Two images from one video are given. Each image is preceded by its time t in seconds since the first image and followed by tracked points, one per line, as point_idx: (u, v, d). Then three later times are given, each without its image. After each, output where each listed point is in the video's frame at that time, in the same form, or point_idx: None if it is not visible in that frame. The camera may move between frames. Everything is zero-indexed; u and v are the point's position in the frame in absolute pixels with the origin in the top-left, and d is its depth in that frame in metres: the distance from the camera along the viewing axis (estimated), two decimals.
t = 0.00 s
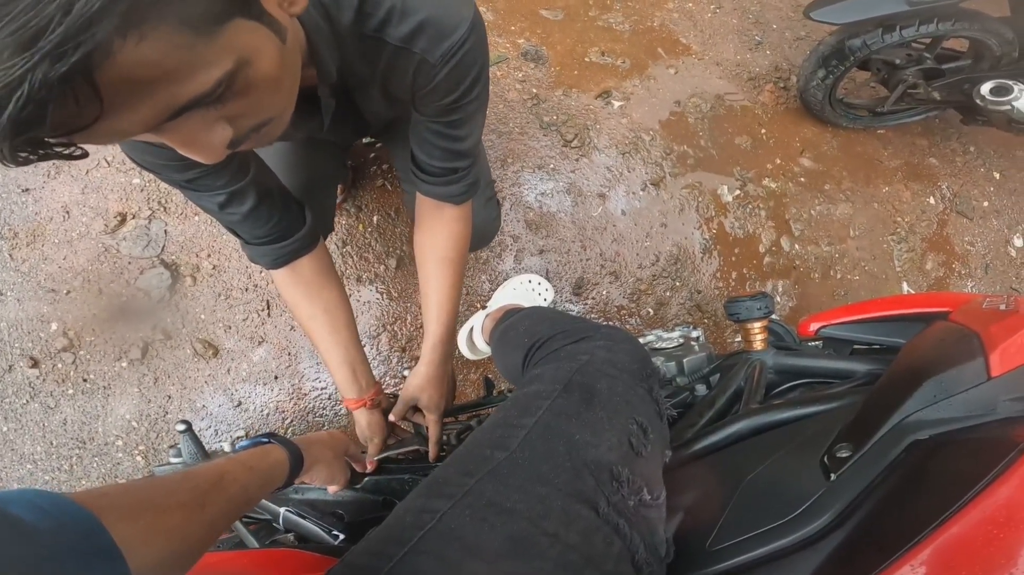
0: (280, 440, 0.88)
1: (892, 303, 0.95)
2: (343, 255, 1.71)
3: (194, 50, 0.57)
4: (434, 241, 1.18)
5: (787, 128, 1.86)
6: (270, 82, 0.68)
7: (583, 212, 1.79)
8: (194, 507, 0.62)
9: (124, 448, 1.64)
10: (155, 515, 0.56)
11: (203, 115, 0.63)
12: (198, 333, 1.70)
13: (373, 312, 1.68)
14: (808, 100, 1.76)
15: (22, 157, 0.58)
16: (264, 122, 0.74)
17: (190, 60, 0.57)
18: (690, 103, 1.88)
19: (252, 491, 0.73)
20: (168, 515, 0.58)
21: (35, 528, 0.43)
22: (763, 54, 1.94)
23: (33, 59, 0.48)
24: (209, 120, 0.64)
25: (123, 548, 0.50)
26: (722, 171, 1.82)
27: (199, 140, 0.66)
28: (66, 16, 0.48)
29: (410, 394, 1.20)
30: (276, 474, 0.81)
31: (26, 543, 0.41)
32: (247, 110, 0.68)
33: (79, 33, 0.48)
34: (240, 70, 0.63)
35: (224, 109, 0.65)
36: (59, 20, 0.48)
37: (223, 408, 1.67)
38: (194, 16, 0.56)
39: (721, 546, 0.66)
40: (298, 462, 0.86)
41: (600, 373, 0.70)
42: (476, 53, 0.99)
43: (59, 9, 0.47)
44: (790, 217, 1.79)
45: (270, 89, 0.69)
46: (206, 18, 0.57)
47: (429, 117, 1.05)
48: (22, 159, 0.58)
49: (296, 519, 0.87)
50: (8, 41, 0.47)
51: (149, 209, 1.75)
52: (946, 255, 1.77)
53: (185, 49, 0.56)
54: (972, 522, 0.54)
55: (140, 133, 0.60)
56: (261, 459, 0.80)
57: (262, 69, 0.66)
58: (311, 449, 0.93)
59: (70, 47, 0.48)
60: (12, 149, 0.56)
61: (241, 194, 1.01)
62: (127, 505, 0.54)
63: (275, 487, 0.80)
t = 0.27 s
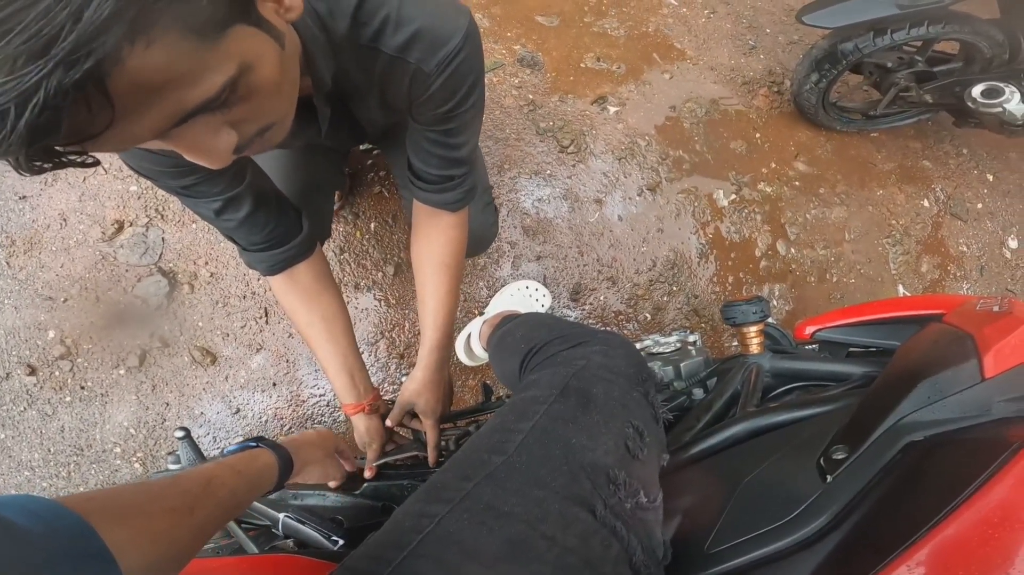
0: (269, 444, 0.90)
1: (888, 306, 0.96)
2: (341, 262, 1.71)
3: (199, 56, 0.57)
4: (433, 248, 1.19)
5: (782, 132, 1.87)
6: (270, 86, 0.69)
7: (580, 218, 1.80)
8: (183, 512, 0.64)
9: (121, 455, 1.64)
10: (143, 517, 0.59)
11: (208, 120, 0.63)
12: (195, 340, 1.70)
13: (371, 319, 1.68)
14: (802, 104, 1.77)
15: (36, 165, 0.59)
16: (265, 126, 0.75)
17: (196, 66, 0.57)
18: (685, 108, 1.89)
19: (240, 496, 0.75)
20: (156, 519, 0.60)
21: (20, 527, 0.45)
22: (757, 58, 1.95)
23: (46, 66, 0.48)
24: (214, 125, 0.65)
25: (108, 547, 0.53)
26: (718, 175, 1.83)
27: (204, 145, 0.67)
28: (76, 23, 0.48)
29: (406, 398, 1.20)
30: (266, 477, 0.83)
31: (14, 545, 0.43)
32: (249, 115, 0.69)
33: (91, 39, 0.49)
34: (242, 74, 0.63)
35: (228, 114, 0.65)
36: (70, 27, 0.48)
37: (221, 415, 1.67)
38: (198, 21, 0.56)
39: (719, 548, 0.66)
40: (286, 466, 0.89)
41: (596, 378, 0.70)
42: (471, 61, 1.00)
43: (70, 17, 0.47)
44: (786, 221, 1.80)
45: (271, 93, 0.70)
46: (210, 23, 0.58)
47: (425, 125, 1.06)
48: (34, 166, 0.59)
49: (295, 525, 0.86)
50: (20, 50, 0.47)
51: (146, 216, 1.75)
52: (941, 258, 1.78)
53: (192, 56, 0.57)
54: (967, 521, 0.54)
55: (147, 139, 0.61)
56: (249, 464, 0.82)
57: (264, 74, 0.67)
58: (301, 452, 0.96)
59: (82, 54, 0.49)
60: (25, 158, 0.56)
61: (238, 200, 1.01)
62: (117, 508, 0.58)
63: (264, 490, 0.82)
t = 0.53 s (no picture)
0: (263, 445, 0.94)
1: (873, 308, 0.97)
2: (337, 273, 1.74)
3: (196, 80, 0.60)
4: (426, 257, 1.21)
5: (770, 138, 1.91)
6: (266, 102, 0.72)
7: (573, 227, 1.83)
8: (176, 512, 0.67)
9: (120, 464, 1.65)
10: (138, 517, 0.62)
11: (208, 140, 0.66)
12: (193, 350, 1.71)
13: (368, 328, 1.71)
14: (789, 110, 1.80)
15: (51, 188, 0.62)
16: (262, 144, 0.78)
17: (193, 88, 0.60)
18: (675, 116, 1.92)
19: (236, 497, 0.79)
20: (151, 521, 0.63)
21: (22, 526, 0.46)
22: (745, 66, 1.99)
23: (55, 94, 0.51)
24: (214, 144, 0.68)
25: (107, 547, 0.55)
26: (708, 182, 1.86)
27: (204, 163, 0.70)
28: (80, 52, 0.51)
29: (402, 404, 1.23)
30: (260, 480, 0.86)
31: (10, 539, 0.45)
32: (247, 132, 0.72)
33: (95, 67, 0.51)
34: (237, 95, 0.66)
35: (225, 134, 0.68)
36: (75, 56, 0.51)
37: (219, 424, 1.68)
38: (191, 46, 0.59)
39: (704, 545, 0.69)
40: (282, 471, 0.92)
41: (578, 381, 0.73)
42: (458, 74, 1.03)
43: (73, 47, 0.50)
44: (776, 227, 1.83)
45: (266, 109, 0.73)
46: (203, 49, 0.60)
47: (416, 138, 1.09)
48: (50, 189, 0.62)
49: (294, 527, 0.88)
50: (31, 79, 0.50)
51: (144, 228, 1.77)
52: (929, 261, 1.80)
53: (186, 82, 0.59)
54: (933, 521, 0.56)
55: (152, 159, 0.64)
56: (244, 466, 0.86)
57: (256, 95, 0.69)
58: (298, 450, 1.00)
59: (88, 81, 0.52)
60: (41, 182, 0.59)
61: (236, 213, 1.04)
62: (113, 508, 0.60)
63: (261, 490, 0.87)
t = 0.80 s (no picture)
0: (274, 438, 0.97)
1: (853, 309, 1.02)
2: (337, 281, 1.78)
3: (213, 100, 0.66)
4: (423, 265, 1.25)
5: (758, 145, 1.96)
6: (274, 118, 0.77)
7: (567, 234, 1.87)
8: (184, 508, 0.69)
9: (122, 471, 1.67)
10: (147, 514, 0.63)
11: (223, 155, 0.72)
12: (195, 359, 1.75)
13: (367, 336, 1.74)
14: (775, 118, 1.86)
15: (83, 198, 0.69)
16: (270, 159, 0.83)
17: (211, 108, 0.66)
18: (665, 125, 1.97)
19: (246, 494, 0.82)
20: (164, 516, 0.65)
21: (45, 528, 0.49)
22: (732, 74, 2.04)
23: (93, 114, 0.57)
24: (228, 160, 0.73)
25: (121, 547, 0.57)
26: (697, 189, 1.91)
27: (220, 178, 0.76)
28: (114, 74, 0.57)
29: (401, 406, 1.28)
30: (269, 474, 0.90)
31: (25, 533, 0.47)
32: (258, 147, 0.77)
33: (127, 88, 0.58)
34: (249, 112, 0.72)
35: (238, 148, 0.74)
36: (109, 78, 0.57)
37: (221, 431, 1.71)
38: (210, 70, 0.65)
39: (692, 531, 0.73)
40: (292, 463, 0.96)
41: (570, 377, 0.77)
42: (450, 90, 1.09)
43: (108, 70, 0.57)
44: (764, 232, 1.87)
45: (275, 125, 0.78)
46: (218, 70, 0.66)
47: (412, 151, 1.14)
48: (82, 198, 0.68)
49: (300, 525, 0.92)
50: (72, 99, 0.56)
51: (146, 238, 1.81)
52: (915, 264, 1.85)
53: (201, 101, 0.65)
54: (901, 503, 0.60)
55: (173, 173, 0.70)
56: (255, 460, 0.89)
57: (265, 113, 0.75)
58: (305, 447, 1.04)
59: (122, 102, 0.58)
60: (75, 192, 0.66)
61: (240, 223, 1.08)
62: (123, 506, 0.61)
63: (271, 487, 0.89)
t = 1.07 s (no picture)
0: (264, 443, 1.00)
1: (839, 309, 1.06)
2: (339, 290, 1.82)
3: (236, 120, 0.73)
4: (424, 272, 1.30)
5: (749, 153, 2.01)
6: (286, 135, 0.84)
7: (564, 242, 1.92)
8: (175, 510, 0.71)
9: (127, 477, 1.70)
10: (143, 519, 0.64)
11: (241, 169, 0.78)
12: (199, 367, 1.78)
13: (369, 343, 1.78)
14: (765, 125, 1.91)
15: (114, 210, 0.74)
16: (280, 171, 0.89)
17: (233, 127, 0.73)
18: (658, 134, 2.03)
19: (237, 493, 0.86)
20: (161, 515, 0.67)
21: (79, 521, 0.50)
22: (722, 83, 2.10)
23: (137, 135, 0.63)
24: (245, 173, 0.80)
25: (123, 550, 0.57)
26: (690, 197, 1.96)
27: (237, 191, 0.82)
28: (156, 99, 0.63)
29: (404, 409, 1.31)
30: (263, 475, 0.94)
31: (34, 538, 0.44)
32: (270, 162, 0.84)
33: (165, 112, 0.64)
34: (265, 130, 0.78)
35: (256, 161, 0.80)
36: (151, 103, 0.63)
37: (225, 437, 1.74)
38: (233, 92, 0.71)
39: (686, 520, 0.77)
40: (285, 464, 1.01)
41: (566, 375, 0.82)
42: (451, 104, 1.14)
43: (151, 95, 0.63)
44: (756, 238, 1.92)
45: (286, 141, 0.85)
46: (241, 93, 0.72)
47: (414, 162, 1.19)
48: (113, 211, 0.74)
49: (308, 523, 0.95)
50: (118, 121, 0.62)
51: (150, 248, 1.85)
52: (904, 267, 1.89)
53: (226, 122, 0.71)
54: (877, 487, 0.64)
55: (196, 187, 0.76)
56: (247, 461, 0.93)
57: (280, 130, 0.82)
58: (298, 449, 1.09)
59: (160, 125, 0.64)
60: (108, 206, 0.71)
61: (249, 231, 1.11)
62: (119, 513, 0.62)
63: (264, 488, 0.94)
